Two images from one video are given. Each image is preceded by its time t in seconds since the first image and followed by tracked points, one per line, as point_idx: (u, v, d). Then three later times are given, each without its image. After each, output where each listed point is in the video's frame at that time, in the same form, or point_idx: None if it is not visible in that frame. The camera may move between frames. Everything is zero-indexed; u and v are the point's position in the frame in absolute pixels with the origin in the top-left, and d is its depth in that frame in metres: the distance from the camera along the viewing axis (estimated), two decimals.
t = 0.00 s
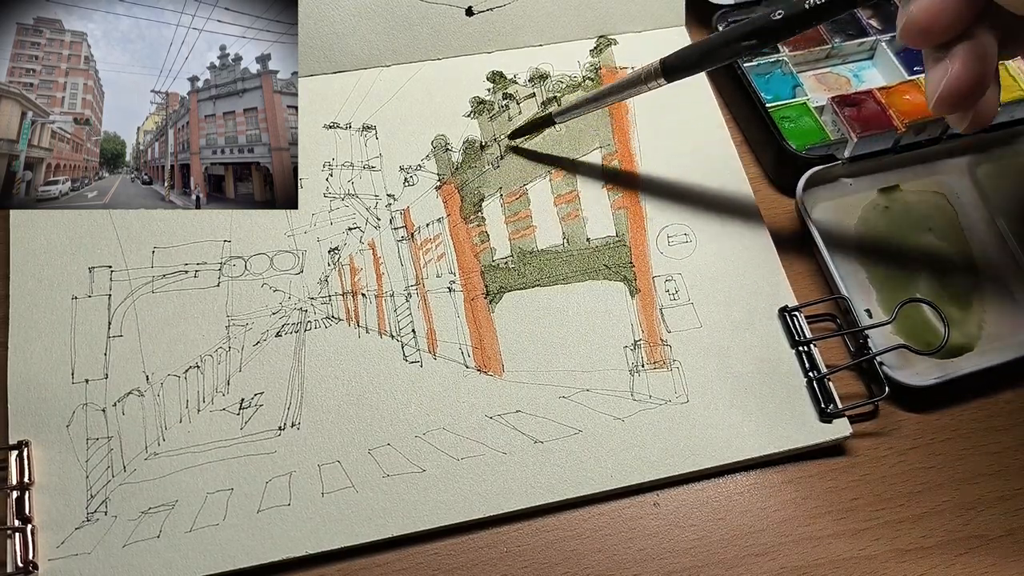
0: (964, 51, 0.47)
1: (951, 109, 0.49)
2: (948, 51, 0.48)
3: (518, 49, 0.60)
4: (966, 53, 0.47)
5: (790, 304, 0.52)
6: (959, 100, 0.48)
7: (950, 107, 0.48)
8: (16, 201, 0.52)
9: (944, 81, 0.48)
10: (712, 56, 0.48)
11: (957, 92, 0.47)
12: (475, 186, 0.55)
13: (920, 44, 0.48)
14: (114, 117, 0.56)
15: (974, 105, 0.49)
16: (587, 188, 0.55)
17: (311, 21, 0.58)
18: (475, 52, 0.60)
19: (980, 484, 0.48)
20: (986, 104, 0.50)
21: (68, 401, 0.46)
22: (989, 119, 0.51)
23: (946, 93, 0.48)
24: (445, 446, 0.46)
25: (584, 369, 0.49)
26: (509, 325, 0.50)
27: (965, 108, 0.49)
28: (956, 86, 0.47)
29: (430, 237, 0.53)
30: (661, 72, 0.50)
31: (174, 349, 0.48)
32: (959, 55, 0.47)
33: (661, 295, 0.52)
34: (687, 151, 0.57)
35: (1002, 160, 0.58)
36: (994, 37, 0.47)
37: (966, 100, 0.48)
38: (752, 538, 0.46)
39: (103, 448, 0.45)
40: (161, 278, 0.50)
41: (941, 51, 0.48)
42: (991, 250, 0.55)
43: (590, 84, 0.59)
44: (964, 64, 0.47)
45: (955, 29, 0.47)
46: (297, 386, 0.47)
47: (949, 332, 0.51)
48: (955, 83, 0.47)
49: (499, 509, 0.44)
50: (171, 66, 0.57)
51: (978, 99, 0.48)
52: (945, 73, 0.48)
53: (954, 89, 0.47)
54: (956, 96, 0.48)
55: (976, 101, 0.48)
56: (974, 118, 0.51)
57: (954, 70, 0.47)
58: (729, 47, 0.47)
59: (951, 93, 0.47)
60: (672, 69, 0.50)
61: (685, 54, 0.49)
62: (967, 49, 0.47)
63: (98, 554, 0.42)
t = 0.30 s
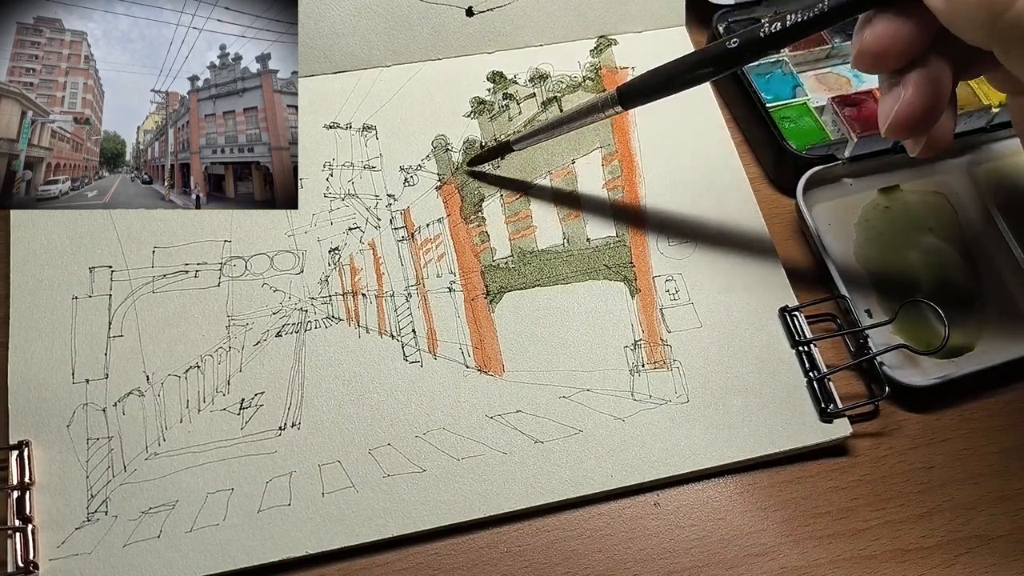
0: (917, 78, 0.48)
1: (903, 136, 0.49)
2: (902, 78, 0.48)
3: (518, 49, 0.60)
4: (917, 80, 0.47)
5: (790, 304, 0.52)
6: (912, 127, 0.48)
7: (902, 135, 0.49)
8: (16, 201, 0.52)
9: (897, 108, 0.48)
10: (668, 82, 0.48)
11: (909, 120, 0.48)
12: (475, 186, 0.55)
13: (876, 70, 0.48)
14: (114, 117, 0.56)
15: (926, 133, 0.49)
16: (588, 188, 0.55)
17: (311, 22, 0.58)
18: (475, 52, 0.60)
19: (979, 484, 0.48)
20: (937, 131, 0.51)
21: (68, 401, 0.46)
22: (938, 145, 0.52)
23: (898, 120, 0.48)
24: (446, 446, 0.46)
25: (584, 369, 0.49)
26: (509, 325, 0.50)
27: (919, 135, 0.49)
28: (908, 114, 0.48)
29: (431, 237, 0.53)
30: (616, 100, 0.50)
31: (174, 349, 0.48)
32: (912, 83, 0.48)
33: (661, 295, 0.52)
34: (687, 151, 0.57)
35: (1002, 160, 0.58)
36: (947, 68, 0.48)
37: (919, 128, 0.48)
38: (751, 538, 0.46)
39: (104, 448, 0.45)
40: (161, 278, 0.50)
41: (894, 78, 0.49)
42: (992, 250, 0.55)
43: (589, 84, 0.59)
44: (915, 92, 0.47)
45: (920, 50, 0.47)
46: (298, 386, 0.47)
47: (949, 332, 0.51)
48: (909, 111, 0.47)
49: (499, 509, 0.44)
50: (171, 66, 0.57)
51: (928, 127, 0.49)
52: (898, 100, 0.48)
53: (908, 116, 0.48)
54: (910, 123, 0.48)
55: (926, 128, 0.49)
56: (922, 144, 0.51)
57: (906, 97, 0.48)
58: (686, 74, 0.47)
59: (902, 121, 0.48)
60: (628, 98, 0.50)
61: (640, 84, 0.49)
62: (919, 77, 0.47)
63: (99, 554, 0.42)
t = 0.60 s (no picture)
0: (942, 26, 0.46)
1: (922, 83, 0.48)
2: (926, 25, 0.47)
3: (518, 49, 0.60)
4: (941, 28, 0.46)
5: (791, 304, 0.52)
6: (931, 77, 0.47)
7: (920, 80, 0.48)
8: (15, 201, 0.52)
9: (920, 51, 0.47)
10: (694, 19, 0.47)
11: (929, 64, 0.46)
12: (475, 186, 0.55)
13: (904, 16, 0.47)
14: (114, 117, 0.56)
15: (947, 84, 0.48)
16: (588, 188, 0.55)
17: (311, 21, 0.59)
18: (475, 52, 0.60)
19: (980, 484, 0.48)
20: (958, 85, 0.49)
21: (68, 401, 0.46)
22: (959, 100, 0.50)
23: (919, 66, 0.47)
24: (446, 446, 0.46)
25: (585, 369, 0.49)
26: (509, 325, 0.50)
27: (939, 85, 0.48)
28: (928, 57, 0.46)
29: (431, 237, 0.53)
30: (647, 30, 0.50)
31: (174, 349, 0.48)
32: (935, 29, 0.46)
33: (661, 295, 0.52)
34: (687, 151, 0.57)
35: (1002, 160, 0.58)
36: (974, 13, 0.46)
37: (938, 78, 0.47)
38: (752, 538, 0.46)
39: (104, 448, 0.45)
40: (161, 278, 0.50)
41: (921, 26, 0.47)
42: (992, 250, 0.55)
43: (590, 83, 0.59)
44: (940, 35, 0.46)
45: (936, 12, 0.46)
46: (297, 385, 0.47)
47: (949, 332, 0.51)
48: (929, 59, 0.46)
49: (499, 509, 0.44)
50: (171, 66, 0.57)
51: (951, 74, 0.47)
52: (919, 48, 0.47)
53: (926, 64, 0.47)
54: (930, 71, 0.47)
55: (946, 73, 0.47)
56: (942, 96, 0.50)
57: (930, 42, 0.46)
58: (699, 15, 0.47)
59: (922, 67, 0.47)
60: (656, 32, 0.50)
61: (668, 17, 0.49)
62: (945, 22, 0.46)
63: (99, 554, 0.42)
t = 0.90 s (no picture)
0: (972, 14, 0.46)
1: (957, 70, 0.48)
2: (957, 12, 0.47)
3: (518, 49, 0.60)
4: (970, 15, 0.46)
5: (791, 304, 0.52)
6: (964, 63, 0.48)
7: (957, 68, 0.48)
8: (15, 201, 0.52)
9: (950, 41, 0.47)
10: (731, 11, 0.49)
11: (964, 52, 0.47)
12: (476, 186, 0.55)
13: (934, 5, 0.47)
14: (114, 116, 0.56)
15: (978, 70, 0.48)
16: (588, 188, 0.55)
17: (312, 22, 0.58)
18: (475, 52, 0.60)
19: (980, 483, 0.48)
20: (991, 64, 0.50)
21: (68, 401, 0.46)
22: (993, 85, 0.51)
23: (950, 55, 0.47)
24: (446, 446, 0.46)
25: (585, 369, 0.49)
26: (510, 326, 0.50)
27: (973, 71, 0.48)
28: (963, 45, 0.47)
29: (431, 237, 0.53)
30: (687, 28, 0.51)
31: (175, 349, 0.48)
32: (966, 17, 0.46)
33: (661, 295, 0.52)
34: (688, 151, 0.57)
35: (1001, 161, 0.58)
36: None
37: (971, 65, 0.48)
38: (752, 538, 0.46)
39: (104, 448, 0.45)
40: (162, 278, 0.50)
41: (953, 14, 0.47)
42: (991, 251, 0.55)
43: (590, 83, 0.59)
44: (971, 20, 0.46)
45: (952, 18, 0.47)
46: (298, 385, 0.47)
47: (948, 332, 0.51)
48: (960, 46, 0.47)
49: (499, 509, 0.44)
50: (171, 66, 0.57)
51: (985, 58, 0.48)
52: (952, 35, 0.47)
53: (959, 51, 0.47)
54: (962, 58, 0.47)
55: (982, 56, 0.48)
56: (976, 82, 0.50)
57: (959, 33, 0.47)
58: (738, 9, 0.48)
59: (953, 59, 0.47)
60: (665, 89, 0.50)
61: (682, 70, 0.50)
62: (975, 10, 0.46)
63: (100, 554, 0.42)
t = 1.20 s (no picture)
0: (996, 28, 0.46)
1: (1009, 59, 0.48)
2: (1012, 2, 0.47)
3: (518, 49, 0.60)
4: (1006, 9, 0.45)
5: (791, 304, 0.52)
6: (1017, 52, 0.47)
7: (1009, 58, 0.47)
8: (15, 201, 0.52)
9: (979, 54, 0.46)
10: None
11: None
12: (476, 186, 0.55)
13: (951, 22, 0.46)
14: (114, 116, 0.56)
15: None
16: (589, 188, 0.55)
17: (312, 21, 0.59)
18: (475, 52, 0.60)
19: (981, 483, 0.48)
20: None
21: (69, 401, 0.46)
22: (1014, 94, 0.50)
23: (1007, 40, 0.47)
24: (446, 446, 0.46)
25: (585, 369, 0.49)
26: (509, 326, 0.50)
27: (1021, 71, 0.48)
28: (1022, 33, 0.46)
29: (431, 237, 0.53)
30: (712, 6, 0.52)
31: (175, 349, 0.48)
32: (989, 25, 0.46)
33: (661, 295, 0.52)
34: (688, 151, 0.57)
35: (1002, 161, 0.58)
36: None
37: None
38: (752, 538, 0.46)
39: (105, 448, 0.45)
40: (163, 278, 0.50)
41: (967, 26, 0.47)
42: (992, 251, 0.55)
43: (590, 83, 0.59)
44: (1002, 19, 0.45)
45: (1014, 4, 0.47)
46: (298, 385, 0.47)
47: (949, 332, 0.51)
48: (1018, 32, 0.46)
49: (499, 509, 0.44)
50: (171, 66, 0.57)
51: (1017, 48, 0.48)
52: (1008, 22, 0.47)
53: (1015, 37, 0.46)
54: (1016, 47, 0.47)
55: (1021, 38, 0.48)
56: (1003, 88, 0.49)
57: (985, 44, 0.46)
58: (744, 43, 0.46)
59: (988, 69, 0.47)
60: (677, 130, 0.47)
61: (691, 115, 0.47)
62: None
63: (100, 554, 0.42)
